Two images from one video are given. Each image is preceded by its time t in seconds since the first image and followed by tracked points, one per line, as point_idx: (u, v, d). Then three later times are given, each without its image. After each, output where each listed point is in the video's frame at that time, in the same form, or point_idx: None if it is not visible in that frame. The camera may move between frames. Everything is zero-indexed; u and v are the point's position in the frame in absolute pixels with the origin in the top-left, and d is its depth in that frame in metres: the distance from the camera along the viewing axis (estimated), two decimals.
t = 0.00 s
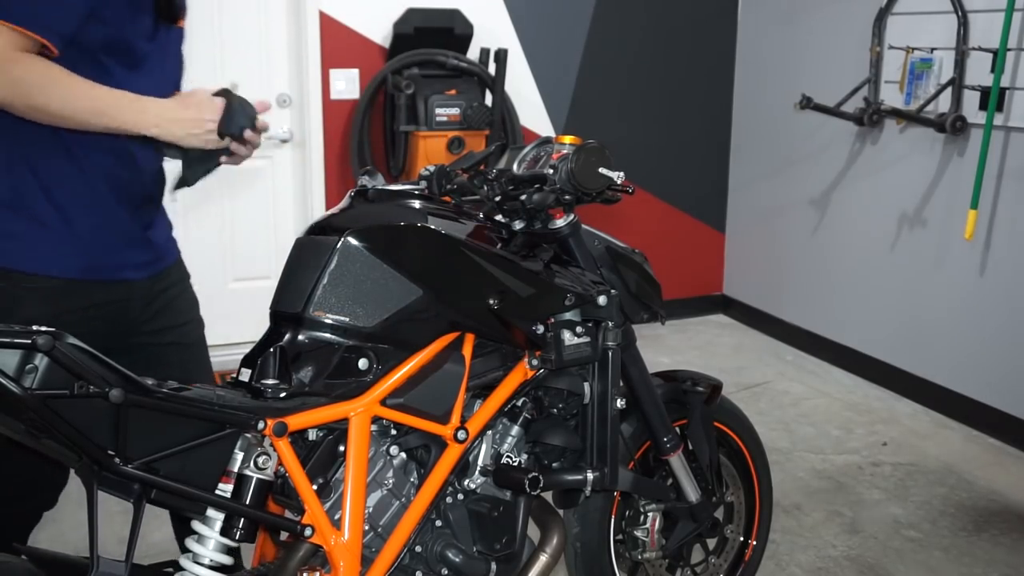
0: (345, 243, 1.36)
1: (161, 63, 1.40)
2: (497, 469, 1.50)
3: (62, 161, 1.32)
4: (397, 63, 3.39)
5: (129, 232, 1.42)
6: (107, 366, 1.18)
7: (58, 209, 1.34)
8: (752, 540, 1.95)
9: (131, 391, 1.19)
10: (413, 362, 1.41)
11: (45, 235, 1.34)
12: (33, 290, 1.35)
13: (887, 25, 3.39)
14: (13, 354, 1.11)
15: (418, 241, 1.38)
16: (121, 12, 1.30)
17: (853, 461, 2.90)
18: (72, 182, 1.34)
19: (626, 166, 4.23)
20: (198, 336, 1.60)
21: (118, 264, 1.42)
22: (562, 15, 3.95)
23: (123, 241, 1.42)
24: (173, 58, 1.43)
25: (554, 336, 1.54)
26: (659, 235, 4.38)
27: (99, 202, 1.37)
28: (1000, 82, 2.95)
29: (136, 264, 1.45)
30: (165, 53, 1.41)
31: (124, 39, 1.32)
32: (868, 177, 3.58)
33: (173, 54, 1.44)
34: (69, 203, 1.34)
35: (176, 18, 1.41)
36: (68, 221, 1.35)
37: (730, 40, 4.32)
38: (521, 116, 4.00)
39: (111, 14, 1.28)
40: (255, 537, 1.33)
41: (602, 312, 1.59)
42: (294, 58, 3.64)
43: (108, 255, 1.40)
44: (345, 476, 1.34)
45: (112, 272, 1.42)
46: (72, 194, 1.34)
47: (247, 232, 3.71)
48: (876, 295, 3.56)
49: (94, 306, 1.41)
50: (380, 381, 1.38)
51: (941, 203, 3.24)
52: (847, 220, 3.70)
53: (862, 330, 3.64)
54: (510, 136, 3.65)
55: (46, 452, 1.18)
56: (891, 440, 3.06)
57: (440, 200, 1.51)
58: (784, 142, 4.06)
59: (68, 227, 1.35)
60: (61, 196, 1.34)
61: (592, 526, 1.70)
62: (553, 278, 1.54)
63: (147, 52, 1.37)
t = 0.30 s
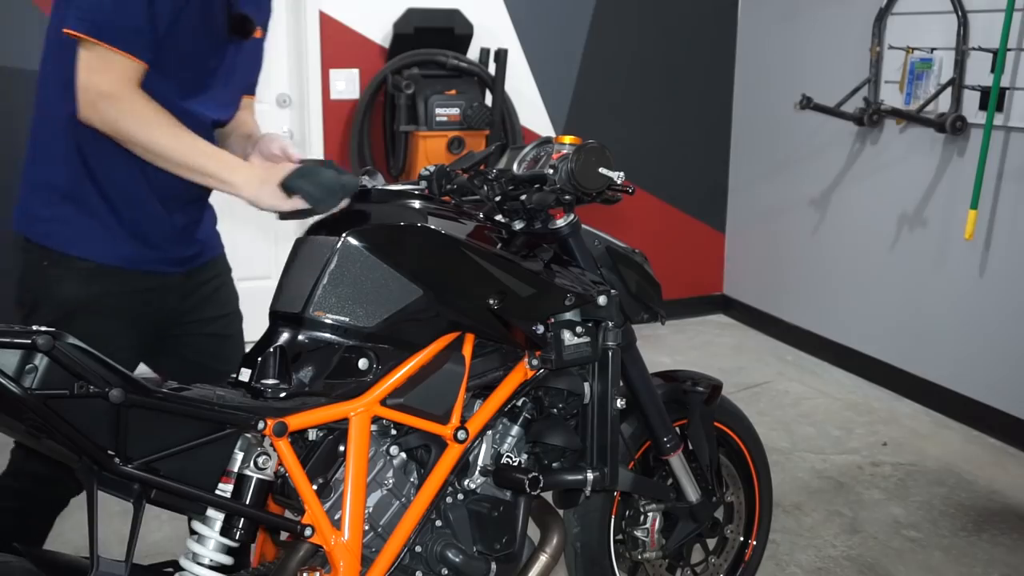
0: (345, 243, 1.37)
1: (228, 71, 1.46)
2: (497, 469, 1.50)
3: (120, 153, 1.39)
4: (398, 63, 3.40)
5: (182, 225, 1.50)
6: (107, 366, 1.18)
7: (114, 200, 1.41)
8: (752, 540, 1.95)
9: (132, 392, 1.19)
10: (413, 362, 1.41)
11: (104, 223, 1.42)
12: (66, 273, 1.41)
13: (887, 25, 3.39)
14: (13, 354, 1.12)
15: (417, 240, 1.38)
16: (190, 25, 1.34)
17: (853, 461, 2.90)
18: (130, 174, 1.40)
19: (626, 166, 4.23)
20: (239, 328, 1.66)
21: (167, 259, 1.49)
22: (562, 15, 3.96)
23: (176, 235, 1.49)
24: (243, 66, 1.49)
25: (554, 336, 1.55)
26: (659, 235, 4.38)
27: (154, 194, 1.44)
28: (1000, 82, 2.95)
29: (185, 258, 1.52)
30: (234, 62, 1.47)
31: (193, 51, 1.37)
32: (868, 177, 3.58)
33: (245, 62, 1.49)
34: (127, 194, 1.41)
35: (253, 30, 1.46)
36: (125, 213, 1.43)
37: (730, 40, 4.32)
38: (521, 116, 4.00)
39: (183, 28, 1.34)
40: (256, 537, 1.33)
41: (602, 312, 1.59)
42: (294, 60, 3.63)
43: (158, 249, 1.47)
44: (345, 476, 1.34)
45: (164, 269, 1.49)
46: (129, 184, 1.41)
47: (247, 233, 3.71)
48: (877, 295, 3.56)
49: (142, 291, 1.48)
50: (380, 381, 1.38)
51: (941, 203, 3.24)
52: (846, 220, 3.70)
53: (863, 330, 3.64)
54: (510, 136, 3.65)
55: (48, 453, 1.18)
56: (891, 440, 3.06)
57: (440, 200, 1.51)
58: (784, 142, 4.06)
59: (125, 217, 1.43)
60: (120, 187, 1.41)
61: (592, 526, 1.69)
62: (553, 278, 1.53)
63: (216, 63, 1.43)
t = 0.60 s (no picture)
0: (345, 243, 1.37)
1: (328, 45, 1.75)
2: (497, 469, 1.50)
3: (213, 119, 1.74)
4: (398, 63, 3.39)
5: (262, 183, 1.74)
6: (107, 366, 1.18)
7: (210, 158, 1.76)
8: (752, 540, 1.95)
9: (131, 392, 1.19)
10: (413, 362, 1.41)
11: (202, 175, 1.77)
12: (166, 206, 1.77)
13: (887, 25, 3.39)
14: (13, 355, 1.12)
15: (416, 240, 1.38)
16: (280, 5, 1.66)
17: (853, 460, 2.90)
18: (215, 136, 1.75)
19: (626, 166, 4.23)
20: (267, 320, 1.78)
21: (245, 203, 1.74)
22: (562, 15, 3.96)
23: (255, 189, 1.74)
24: (325, 45, 1.74)
25: (554, 336, 1.55)
26: (659, 235, 4.38)
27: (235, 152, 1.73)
28: (1000, 82, 2.95)
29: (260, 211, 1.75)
30: (333, 37, 1.74)
31: (284, 26, 1.68)
32: (867, 177, 3.58)
33: (346, 37, 1.76)
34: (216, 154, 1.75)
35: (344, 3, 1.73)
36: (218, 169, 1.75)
37: (730, 40, 4.32)
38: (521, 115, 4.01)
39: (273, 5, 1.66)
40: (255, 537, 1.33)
41: (602, 312, 1.59)
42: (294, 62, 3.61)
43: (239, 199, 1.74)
44: (345, 477, 1.34)
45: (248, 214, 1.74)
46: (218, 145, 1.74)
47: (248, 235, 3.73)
48: (876, 295, 3.57)
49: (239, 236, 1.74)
50: (380, 381, 1.38)
51: (941, 203, 3.24)
52: (846, 220, 3.70)
53: (862, 329, 3.64)
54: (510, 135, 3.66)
55: (48, 453, 1.18)
56: (891, 440, 3.06)
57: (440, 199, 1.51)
58: (784, 141, 4.06)
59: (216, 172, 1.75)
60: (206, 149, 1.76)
61: (592, 526, 1.69)
62: (553, 278, 1.53)
63: (308, 35, 1.71)
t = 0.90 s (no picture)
0: (345, 243, 1.37)
1: (340, 45, 1.79)
2: (497, 469, 1.50)
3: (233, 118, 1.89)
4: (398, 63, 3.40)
5: (270, 176, 1.87)
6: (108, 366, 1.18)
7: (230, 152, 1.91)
8: (752, 540, 1.95)
9: (132, 392, 1.19)
10: (413, 362, 1.41)
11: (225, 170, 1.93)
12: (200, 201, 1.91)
13: (887, 25, 3.39)
14: (13, 354, 1.12)
15: (417, 240, 1.38)
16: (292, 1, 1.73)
17: (853, 460, 2.90)
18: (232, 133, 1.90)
19: (626, 166, 4.23)
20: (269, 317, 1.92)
21: (256, 195, 1.87)
22: (562, 15, 3.96)
23: (264, 183, 1.87)
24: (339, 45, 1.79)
25: (554, 336, 1.55)
26: (659, 235, 4.38)
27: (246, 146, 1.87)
28: (1000, 82, 2.95)
29: (268, 203, 1.87)
30: (345, 37, 1.79)
31: (298, 22, 1.74)
32: (867, 177, 3.58)
33: (358, 39, 1.80)
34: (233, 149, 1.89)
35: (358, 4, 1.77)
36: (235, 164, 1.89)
37: (730, 40, 4.32)
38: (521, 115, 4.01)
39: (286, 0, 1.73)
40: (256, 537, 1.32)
41: (602, 312, 1.59)
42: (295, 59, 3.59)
43: (248, 190, 1.87)
44: (345, 477, 1.34)
45: (255, 206, 1.87)
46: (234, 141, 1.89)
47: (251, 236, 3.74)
48: (876, 295, 3.57)
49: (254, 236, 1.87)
50: (380, 381, 1.38)
51: (941, 203, 3.24)
52: (846, 220, 3.70)
53: (862, 329, 3.64)
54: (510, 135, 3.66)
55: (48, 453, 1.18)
56: (891, 440, 3.06)
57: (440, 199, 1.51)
58: (784, 142, 4.06)
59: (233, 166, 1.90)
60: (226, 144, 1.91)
61: (592, 526, 1.69)
62: (553, 278, 1.53)
63: (320, 33, 1.77)
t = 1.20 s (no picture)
0: (345, 243, 1.37)
1: (342, 54, 1.79)
2: (497, 469, 1.50)
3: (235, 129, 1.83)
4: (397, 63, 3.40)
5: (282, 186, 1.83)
6: (107, 366, 1.18)
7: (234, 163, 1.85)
8: (752, 540, 1.95)
9: (131, 392, 1.19)
10: (413, 362, 1.41)
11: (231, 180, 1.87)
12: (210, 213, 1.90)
13: (887, 25, 3.39)
14: (13, 354, 1.12)
15: (417, 241, 1.38)
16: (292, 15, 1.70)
17: (853, 460, 2.90)
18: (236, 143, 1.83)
19: (626, 166, 4.23)
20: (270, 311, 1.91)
21: (273, 207, 1.85)
22: (562, 15, 3.96)
23: (280, 193, 1.84)
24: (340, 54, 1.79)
25: (554, 336, 1.55)
26: (659, 235, 4.38)
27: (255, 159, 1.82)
28: (1000, 82, 2.95)
29: (286, 214, 1.85)
30: (346, 45, 1.79)
31: (302, 34, 1.72)
32: (867, 177, 3.58)
33: (356, 46, 1.80)
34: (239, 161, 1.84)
35: (355, 11, 1.76)
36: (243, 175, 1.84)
37: (730, 40, 4.32)
38: (521, 116, 4.01)
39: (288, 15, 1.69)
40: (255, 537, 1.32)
41: (602, 312, 1.59)
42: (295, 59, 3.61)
43: (265, 203, 1.84)
44: (345, 476, 1.34)
45: (275, 218, 1.85)
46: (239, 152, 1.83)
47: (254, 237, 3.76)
48: (876, 294, 3.57)
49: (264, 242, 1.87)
50: (380, 381, 1.38)
51: (941, 203, 3.24)
52: (846, 220, 3.70)
53: (863, 329, 3.64)
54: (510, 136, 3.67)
55: (48, 453, 1.18)
56: (891, 440, 3.06)
57: (440, 199, 1.51)
58: (784, 142, 4.06)
59: (240, 177, 1.85)
60: (228, 156, 1.85)
61: (592, 525, 1.69)
62: (553, 278, 1.53)
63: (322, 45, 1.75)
